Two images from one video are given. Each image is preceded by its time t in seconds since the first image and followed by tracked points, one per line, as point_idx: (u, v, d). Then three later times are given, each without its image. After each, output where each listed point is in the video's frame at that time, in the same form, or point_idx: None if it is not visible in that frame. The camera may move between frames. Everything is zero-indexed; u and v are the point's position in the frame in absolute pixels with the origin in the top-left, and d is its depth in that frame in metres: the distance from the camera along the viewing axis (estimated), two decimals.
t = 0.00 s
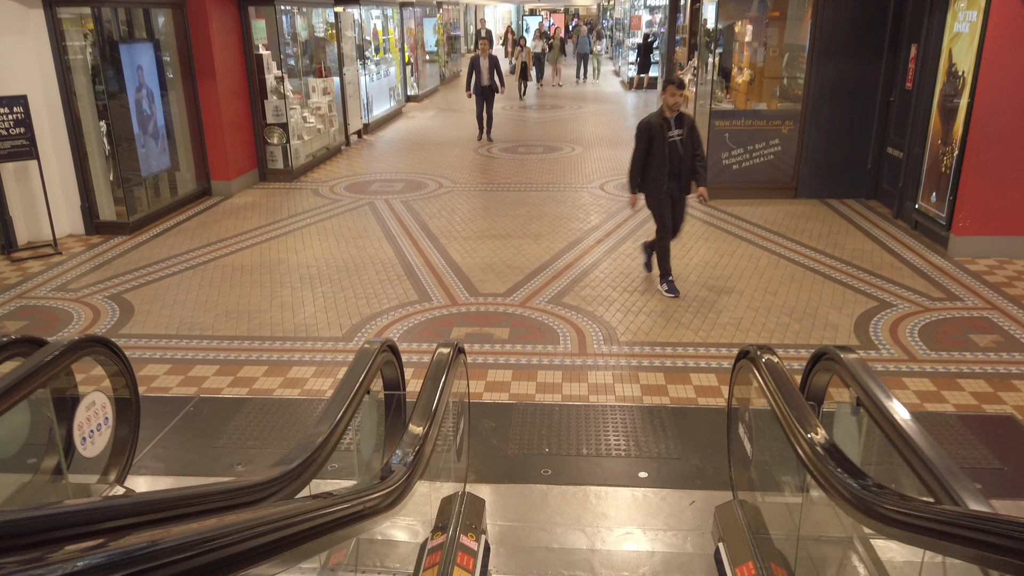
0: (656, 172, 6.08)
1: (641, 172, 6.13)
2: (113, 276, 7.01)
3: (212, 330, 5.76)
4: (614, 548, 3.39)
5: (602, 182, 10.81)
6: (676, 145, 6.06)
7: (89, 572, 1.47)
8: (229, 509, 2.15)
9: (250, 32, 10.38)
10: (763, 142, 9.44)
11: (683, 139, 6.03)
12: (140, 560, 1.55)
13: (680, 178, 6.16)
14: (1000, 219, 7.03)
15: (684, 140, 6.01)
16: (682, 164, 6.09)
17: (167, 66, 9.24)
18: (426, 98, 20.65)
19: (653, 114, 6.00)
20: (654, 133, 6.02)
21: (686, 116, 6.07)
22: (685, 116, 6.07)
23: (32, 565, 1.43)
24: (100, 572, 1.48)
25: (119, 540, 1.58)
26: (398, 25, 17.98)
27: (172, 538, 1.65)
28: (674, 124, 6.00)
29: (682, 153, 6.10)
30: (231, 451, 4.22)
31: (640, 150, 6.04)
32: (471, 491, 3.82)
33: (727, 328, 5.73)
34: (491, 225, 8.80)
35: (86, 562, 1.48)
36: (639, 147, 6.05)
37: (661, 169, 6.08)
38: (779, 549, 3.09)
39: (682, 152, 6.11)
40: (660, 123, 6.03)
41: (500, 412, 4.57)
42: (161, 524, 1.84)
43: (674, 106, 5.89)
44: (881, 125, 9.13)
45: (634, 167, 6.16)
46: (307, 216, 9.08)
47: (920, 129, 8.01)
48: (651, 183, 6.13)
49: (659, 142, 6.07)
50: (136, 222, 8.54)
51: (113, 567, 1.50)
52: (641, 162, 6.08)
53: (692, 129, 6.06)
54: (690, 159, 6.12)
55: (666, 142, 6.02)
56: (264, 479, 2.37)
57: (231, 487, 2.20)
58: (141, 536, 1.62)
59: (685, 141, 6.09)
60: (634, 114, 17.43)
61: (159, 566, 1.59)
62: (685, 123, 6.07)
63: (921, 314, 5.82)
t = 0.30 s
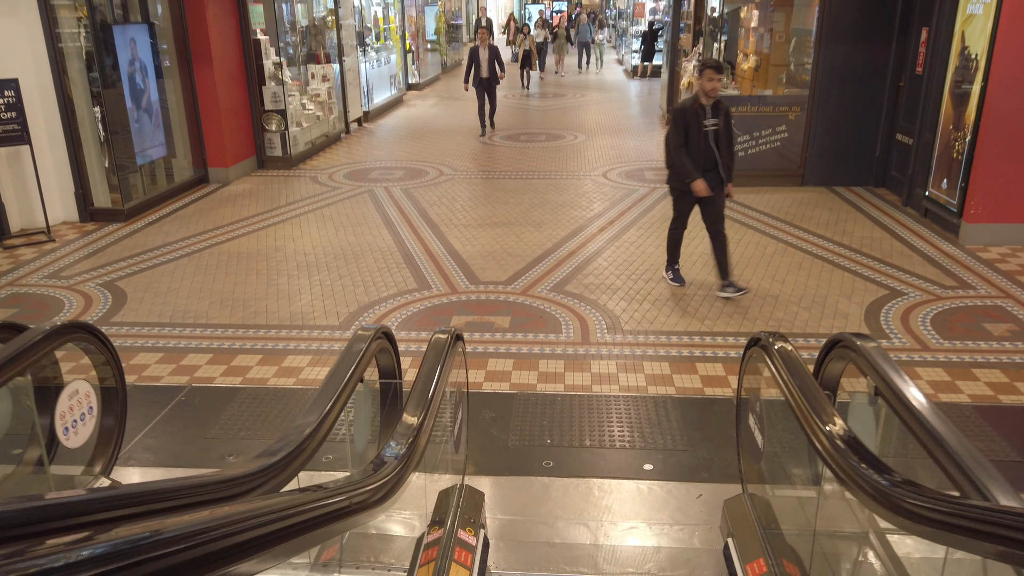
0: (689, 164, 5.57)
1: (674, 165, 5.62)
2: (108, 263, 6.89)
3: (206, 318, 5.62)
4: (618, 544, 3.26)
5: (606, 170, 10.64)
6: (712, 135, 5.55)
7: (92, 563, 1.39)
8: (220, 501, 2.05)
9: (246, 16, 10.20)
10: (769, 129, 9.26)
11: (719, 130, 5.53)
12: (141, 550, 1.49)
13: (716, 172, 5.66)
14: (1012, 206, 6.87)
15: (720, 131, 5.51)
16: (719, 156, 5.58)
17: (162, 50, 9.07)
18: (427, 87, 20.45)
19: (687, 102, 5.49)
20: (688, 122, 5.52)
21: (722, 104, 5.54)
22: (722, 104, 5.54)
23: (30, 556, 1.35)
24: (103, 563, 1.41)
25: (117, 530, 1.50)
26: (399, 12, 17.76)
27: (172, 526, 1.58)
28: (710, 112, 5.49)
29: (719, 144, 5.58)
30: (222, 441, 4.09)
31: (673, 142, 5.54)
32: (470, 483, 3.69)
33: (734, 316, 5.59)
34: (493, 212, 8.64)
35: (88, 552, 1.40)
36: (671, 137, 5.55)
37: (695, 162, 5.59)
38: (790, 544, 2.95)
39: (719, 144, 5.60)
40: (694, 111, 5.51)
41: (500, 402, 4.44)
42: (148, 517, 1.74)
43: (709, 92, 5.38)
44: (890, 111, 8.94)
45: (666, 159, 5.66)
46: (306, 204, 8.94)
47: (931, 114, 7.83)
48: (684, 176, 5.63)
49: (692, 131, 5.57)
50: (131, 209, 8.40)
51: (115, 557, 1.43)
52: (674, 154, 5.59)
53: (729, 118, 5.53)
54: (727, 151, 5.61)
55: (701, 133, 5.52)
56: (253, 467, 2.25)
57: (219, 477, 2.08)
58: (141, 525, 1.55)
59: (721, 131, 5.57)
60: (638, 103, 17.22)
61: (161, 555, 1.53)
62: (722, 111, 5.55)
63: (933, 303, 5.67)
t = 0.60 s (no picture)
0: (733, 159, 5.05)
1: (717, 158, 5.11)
2: (101, 251, 6.77)
3: (199, 308, 5.48)
4: (622, 540, 3.12)
5: (609, 158, 10.47)
6: (759, 126, 5.00)
7: (91, 553, 1.33)
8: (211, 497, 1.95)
9: (242, 2, 10.01)
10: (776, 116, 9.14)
11: (768, 121, 4.97)
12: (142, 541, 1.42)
13: (762, 166, 5.14)
14: None
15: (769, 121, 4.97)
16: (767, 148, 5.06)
17: (157, 35, 8.92)
18: (428, 75, 20.24)
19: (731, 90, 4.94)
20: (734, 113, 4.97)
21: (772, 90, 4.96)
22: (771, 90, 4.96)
23: (25, 547, 1.27)
24: (102, 553, 1.34)
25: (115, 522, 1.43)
26: None
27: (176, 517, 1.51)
28: (758, 101, 4.94)
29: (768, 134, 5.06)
30: (212, 433, 3.96)
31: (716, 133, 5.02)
32: (468, 477, 3.55)
33: (740, 306, 5.45)
34: (493, 201, 8.48)
35: (88, 544, 1.34)
36: (713, 128, 5.02)
37: (739, 155, 5.05)
38: (803, 541, 2.80)
39: (767, 136, 5.06)
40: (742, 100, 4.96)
41: (500, 393, 4.30)
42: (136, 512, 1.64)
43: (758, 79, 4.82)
44: (899, 97, 8.76)
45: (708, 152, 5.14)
46: (303, 192, 8.79)
47: (941, 100, 7.66)
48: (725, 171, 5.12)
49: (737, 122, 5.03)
50: (125, 197, 8.25)
51: (116, 548, 1.37)
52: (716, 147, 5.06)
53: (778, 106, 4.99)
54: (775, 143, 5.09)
55: (748, 124, 4.98)
56: (237, 457, 2.11)
57: (204, 470, 1.94)
58: (142, 515, 1.48)
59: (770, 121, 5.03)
60: (641, 92, 17.02)
61: (162, 546, 1.46)
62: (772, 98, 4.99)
63: (945, 292, 5.52)
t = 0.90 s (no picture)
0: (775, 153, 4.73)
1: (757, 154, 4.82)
2: (94, 239, 6.63)
3: (190, 298, 5.35)
4: (624, 539, 2.98)
5: (610, 147, 10.31)
6: (805, 122, 4.69)
7: (89, 544, 1.23)
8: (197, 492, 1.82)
9: None
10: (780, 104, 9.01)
11: (815, 116, 4.67)
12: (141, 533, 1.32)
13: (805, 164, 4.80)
14: None
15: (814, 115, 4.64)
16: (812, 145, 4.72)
17: (150, 21, 8.76)
18: (428, 66, 20.08)
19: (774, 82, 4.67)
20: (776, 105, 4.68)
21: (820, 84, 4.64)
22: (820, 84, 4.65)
23: (18, 537, 1.17)
24: (99, 545, 1.25)
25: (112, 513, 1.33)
26: None
27: (176, 508, 1.42)
28: (803, 95, 4.64)
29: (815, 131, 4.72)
30: (200, 425, 3.83)
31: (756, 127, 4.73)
32: (464, 472, 3.42)
33: (746, 296, 5.31)
34: (493, 190, 8.34)
35: (85, 534, 1.24)
36: (756, 123, 4.73)
37: (783, 152, 4.74)
38: (813, 539, 2.68)
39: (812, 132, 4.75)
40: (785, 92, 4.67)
41: (498, 385, 4.17)
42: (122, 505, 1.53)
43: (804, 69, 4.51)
44: (906, 84, 8.61)
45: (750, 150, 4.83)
46: (300, 181, 8.65)
47: (950, 86, 7.50)
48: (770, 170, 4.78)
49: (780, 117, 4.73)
50: (118, 185, 8.11)
51: (115, 540, 1.28)
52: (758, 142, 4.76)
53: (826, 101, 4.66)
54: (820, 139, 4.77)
55: (791, 117, 4.67)
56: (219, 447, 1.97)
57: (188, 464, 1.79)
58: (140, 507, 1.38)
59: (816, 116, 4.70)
60: (642, 82, 16.86)
61: (160, 538, 1.36)
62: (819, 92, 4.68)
63: (955, 281, 5.38)
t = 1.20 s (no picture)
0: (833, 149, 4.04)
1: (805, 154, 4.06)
2: (86, 229, 6.51)
3: (180, 289, 5.21)
4: (627, 538, 2.84)
5: (611, 138, 10.14)
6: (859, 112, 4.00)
7: (86, 539, 1.16)
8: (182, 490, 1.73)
9: None
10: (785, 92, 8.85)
11: (868, 103, 4.01)
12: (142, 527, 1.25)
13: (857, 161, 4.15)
14: None
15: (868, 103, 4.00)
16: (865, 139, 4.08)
17: (143, 7, 8.59)
18: (428, 58, 19.92)
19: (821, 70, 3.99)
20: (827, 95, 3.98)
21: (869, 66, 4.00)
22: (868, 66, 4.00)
23: (14, 532, 1.11)
24: (98, 539, 1.18)
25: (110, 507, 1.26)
26: None
27: (180, 501, 1.35)
28: (855, 80, 3.96)
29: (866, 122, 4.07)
30: (187, 419, 3.70)
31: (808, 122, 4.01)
32: (460, 469, 3.28)
33: (751, 287, 5.17)
34: (492, 180, 8.19)
35: (82, 528, 1.17)
36: (803, 116, 4.03)
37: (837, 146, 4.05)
38: (826, 540, 2.54)
39: (864, 123, 4.10)
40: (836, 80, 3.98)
41: (496, 378, 4.04)
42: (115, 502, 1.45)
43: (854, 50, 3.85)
44: (913, 72, 8.44)
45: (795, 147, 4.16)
46: (296, 171, 8.51)
47: (960, 73, 7.33)
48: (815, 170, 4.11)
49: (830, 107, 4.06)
50: (110, 175, 7.96)
51: (117, 534, 1.20)
52: (805, 136, 4.05)
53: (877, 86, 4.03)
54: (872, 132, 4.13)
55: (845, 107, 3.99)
56: (195, 438, 1.86)
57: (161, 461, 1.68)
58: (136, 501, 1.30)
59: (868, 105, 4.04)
60: (643, 73, 16.68)
61: (163, 533, 1.29)
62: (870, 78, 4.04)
63: (967, 272, 5.23)
